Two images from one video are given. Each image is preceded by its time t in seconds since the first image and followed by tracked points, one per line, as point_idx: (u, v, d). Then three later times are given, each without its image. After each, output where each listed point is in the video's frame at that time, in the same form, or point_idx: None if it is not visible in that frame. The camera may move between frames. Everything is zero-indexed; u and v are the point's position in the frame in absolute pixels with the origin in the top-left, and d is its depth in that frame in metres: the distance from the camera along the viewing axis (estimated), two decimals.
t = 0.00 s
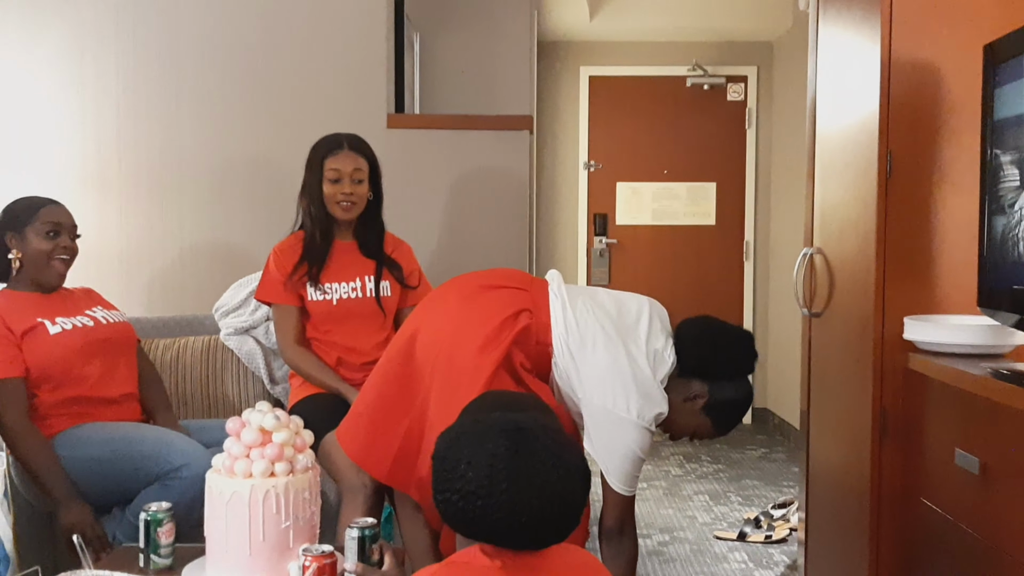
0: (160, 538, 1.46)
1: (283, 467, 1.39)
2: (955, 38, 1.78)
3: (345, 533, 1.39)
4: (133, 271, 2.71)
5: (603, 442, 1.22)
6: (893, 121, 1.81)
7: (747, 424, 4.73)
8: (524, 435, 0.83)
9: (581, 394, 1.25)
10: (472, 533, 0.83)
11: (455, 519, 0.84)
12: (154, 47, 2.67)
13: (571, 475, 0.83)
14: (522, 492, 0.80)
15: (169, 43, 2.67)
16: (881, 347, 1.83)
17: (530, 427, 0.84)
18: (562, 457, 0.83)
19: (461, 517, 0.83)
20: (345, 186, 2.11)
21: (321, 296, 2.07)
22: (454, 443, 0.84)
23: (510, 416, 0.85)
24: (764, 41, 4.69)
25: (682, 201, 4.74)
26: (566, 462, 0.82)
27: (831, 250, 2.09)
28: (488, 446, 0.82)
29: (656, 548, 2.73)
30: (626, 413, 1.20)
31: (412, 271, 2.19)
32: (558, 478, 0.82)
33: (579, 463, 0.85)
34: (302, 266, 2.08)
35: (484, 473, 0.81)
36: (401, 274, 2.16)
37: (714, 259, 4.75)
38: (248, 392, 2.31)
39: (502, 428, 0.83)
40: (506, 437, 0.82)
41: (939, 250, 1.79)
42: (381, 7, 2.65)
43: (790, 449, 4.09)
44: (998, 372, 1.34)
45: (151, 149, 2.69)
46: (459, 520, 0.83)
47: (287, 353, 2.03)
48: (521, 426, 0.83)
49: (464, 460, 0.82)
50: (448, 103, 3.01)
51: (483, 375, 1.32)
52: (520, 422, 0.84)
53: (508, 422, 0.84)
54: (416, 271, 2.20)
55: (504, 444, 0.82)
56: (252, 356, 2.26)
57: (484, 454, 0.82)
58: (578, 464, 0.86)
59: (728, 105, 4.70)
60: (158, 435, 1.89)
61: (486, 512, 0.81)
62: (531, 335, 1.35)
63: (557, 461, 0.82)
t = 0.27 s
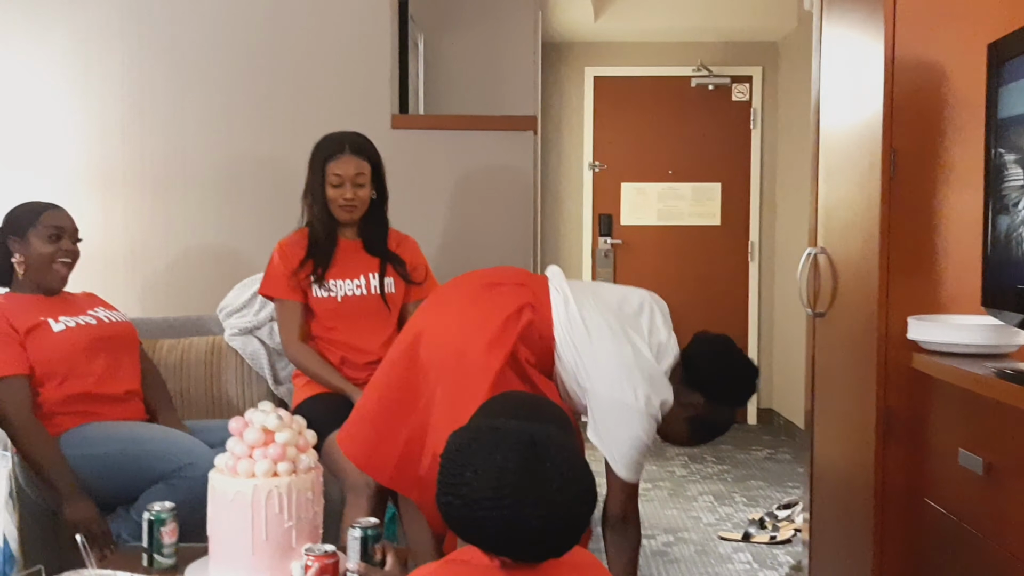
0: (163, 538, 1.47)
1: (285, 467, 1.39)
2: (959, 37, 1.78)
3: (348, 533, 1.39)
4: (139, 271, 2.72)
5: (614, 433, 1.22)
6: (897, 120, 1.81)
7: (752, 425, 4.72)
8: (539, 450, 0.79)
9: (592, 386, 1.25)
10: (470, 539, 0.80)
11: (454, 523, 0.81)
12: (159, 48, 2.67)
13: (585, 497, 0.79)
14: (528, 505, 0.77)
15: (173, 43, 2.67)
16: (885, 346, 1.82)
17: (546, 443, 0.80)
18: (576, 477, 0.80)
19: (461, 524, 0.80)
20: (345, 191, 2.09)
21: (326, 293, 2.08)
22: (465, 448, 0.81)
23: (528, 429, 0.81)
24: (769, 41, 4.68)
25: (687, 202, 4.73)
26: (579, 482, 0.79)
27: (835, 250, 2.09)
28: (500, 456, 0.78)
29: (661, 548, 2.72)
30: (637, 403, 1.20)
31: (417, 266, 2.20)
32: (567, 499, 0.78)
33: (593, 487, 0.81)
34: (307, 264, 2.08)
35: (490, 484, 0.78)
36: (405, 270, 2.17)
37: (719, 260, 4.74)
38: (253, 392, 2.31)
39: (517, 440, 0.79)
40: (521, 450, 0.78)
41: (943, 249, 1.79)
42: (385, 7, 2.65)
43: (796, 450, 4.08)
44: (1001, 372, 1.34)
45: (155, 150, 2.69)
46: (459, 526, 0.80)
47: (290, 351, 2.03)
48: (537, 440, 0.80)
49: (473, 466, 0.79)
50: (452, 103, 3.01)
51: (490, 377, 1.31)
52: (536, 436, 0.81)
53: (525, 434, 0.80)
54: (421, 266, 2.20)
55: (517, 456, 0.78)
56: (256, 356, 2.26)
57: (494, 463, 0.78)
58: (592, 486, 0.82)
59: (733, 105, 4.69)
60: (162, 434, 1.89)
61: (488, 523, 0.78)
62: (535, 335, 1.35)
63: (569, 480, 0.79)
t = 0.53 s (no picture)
0: (165, 539, 1.47)
1: (286, 468, 1.39)
2: (961, 36, 1.77)
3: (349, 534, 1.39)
4: (141, 272, 2.72)
5: (630, 366, 1.22)
6: (899, 119, 1.80)
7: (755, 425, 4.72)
8: (540, 453, 0.79)
9: (596, 323, 1.26)
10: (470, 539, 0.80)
11: (454, 523, 0.80)
12: (161, 49, 2.67)
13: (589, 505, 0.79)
14: (528, 507, 0.77)
15: (175, 44, 2.67)
16: (887, 346, 1.81)
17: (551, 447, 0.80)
18: (579, 483, 0.79)
19: (460, 523, 0.80)
20: (344, 193, 2.09)
21: (328, 292, 2.08)
22: (466, 449, 0.81)
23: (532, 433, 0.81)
24: (771, 41, 4.68)
25: (689, 202, 4.73)
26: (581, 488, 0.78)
27: (837, 250, 2.08)
28: (501, 457, 0.78)
29: (663, 549, 2.72)
30: (646, 327, 1.22)
31: (419, 263, 2.19)
32: (568, 501, 0.78)
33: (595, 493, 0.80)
34: (310, 264, 2.09)
35: (490, 485, 0.77)
36: (407, 268, 2.15)
37: (722, 260, 4.74)
38: (254, 393, 2.32)
39: (519, 441, 0.79)
40: (522, 452, 0.78)
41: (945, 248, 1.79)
42: (387, 8, 2.65)
43: (798, 451, 4.07)
44: (1004, 372, 1.33)
45: (158, 151, 2.69)
46: (459, 525, 0.80)
47: (292, 349, 2.03)
48: (538, 443, 0.79)
49: (473, 467, 0.79)
50: (454, 103, 3.01)
51: (487, 355, 1.31)
52: (538, 438, 0.80)
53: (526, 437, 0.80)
54: (424, 262, 2.19)
55: (518, 458, 0.78)
56: (258, 356, 2.26)
57: (496, 464, 0.78)
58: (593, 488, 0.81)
59: (735, 105, 4.69)
60: (164, 435, 1.90)
61: (490, 523, 0.77)
62: (528, 312, 1.35)
63: (570, 484, 0.78)
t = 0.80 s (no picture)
0: (166, 539, 1.47)
1: (288, 467, 1.39)
2: (962, 37, 1.78)
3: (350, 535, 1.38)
4: (143, 273, 2.73)
5: (619, 276, 1.28)
6: (900, 119, 1.80)
7: (756, 426, 4.71)
8: (539, 446, 0.79)
9: (581, 255, 1.33)
10: (469, 533, 0.80)
11: (454, 516, 0.80)
12: (162, 50, 2.68)
13: (585, 494, 0.79)
14: (524, 502, 0.77)
15: (177, 45, 2.68)
16: (888, 346, 1.82)
17: (547, 438, 0.79)
18: (576, 474, 0.79)
19: (460, 516, 0.80)
20: (342, 195, 2.08)
21: (328, 293, 2.09)
22: (466, 441, 0.81)
23: (529, 424, 0.81)
24: (772, 42, 4.68)
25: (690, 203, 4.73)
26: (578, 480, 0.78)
27: (838, 250, 2.08)
28: (500, 451, 0.78)
29: (664, 550, 2.72)
30: (627, 239, 1.30)
31: (420, 263, 2.18)
32: (567, 495, 0.78)
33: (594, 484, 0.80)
34: (311, 265, 2.09)
35: (488, 480, 0.77)
36: (409, 268, 2.15)
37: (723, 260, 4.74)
38: (255, 393, 2.31)
39: (518, 435, 0.79)
40: (520, 446, 0.78)
41: (946, 248, 1.79)
42: (388, 9, 2.65)
43: (800, 451, 4.07)
44: (1006, 372, 1.33)
45: (159, 152, 2.70)
46: (459, 519, 0.80)
47: (292, 349, 2.04)
48: (537, 435, 0.79)
49: (472, 460, 0.79)
50: (455, 104, 3.01)
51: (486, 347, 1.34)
52: (537, 430, 0.80)
53: (525, 430, 0.80)
54: (425, 261, 2.19)
55: (516, 452, 0.78)
56: (259, 357, 2.26)
57: (492, 458, 0.78)
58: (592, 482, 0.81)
59: (737, 105, 4.69)
60: (165, 434, 1.90)
61: (488, 516, 0.78)
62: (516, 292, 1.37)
63: (567, 477, 0.78)
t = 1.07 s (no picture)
0: (170, 540, 1.47)
1: (292, 469, 1.40)
2: (964, 39, 1.78)
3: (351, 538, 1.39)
4: (146, 275, 2.73)
5: (587, 219, 1.34)
6: (902, 121, 1.81)
7: (759, 427, 4.71)
8: (536, 448, 0.79)
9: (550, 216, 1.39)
10: (469, 536, 0.81)
11: (454, 521, 0.81)
12: (165, 52, 2.69)
13: (582, 493, 0.80)
14: (523, 504, 0.77)
15: (180, 47, 2.68)
16: (890, 347, 1.82)
17: (544, 438, 0.80)
18: (573, 473, 0.79)
19: (460, 521, 0.80)
20: (342, 199, 2.08)
21: (331, 294, 2.09)
22: (465, 444, 0.81)
23: (526, 425, 0.81)
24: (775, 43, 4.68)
25: (692, 204, 4.73)
26: (575, 480, 0.78)
27: (841, 251, 2.09)
28: (498, 454, 0.78)
29: (667, 551, 2.72)
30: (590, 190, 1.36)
31: (422, 264, 2.19)
32: (565, 497, 0.78)
33: (590, 483, 0.81)
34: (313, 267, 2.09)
35: (486, 483, 0.78)
36: (411, 270, 2.17)
37: (726, 262, 4.74)
38: (259, 394, 2.32)
39: (515, 437, 0.79)
40: (518, 448, 0.78)
41: (948, 249, 1.79)
42: (390, 11, 2.65)
43: (803, 452, 4.07)
44: (1009, 373, 1.34)
45: (162, 154, 2.71)
46: (459, 523, 0.80)
47: (296, 351, 2.03)
48: (534, 436, 0.80)
49: (471, 464, 0.79)
50: (457, 106, 3.01)
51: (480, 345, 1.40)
52: (534, 431, 0.80)
53: (522, 431, 0.80)
54: (427, 264, 2.20)
55: (514, 455, 0.78)
56: (262, 359, 2.27)
57: (490, 461, 0.78)
58: (592, 482, 0.81)
59: (739, 107, 4.69)
60: (169, 434, 1.91)
61: (488, 520, 0.78)
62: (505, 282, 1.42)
63: (565, 477, 0.78)
